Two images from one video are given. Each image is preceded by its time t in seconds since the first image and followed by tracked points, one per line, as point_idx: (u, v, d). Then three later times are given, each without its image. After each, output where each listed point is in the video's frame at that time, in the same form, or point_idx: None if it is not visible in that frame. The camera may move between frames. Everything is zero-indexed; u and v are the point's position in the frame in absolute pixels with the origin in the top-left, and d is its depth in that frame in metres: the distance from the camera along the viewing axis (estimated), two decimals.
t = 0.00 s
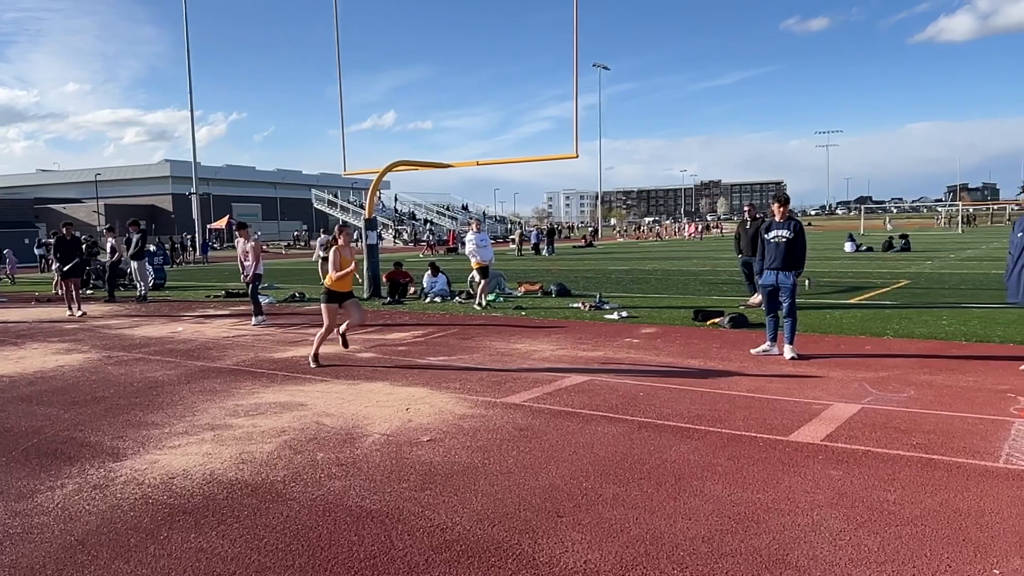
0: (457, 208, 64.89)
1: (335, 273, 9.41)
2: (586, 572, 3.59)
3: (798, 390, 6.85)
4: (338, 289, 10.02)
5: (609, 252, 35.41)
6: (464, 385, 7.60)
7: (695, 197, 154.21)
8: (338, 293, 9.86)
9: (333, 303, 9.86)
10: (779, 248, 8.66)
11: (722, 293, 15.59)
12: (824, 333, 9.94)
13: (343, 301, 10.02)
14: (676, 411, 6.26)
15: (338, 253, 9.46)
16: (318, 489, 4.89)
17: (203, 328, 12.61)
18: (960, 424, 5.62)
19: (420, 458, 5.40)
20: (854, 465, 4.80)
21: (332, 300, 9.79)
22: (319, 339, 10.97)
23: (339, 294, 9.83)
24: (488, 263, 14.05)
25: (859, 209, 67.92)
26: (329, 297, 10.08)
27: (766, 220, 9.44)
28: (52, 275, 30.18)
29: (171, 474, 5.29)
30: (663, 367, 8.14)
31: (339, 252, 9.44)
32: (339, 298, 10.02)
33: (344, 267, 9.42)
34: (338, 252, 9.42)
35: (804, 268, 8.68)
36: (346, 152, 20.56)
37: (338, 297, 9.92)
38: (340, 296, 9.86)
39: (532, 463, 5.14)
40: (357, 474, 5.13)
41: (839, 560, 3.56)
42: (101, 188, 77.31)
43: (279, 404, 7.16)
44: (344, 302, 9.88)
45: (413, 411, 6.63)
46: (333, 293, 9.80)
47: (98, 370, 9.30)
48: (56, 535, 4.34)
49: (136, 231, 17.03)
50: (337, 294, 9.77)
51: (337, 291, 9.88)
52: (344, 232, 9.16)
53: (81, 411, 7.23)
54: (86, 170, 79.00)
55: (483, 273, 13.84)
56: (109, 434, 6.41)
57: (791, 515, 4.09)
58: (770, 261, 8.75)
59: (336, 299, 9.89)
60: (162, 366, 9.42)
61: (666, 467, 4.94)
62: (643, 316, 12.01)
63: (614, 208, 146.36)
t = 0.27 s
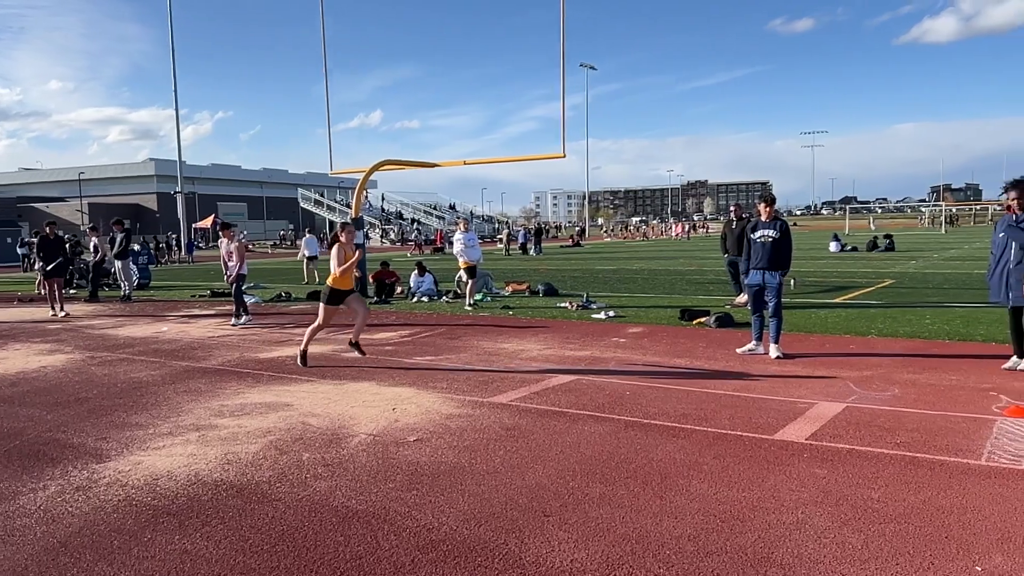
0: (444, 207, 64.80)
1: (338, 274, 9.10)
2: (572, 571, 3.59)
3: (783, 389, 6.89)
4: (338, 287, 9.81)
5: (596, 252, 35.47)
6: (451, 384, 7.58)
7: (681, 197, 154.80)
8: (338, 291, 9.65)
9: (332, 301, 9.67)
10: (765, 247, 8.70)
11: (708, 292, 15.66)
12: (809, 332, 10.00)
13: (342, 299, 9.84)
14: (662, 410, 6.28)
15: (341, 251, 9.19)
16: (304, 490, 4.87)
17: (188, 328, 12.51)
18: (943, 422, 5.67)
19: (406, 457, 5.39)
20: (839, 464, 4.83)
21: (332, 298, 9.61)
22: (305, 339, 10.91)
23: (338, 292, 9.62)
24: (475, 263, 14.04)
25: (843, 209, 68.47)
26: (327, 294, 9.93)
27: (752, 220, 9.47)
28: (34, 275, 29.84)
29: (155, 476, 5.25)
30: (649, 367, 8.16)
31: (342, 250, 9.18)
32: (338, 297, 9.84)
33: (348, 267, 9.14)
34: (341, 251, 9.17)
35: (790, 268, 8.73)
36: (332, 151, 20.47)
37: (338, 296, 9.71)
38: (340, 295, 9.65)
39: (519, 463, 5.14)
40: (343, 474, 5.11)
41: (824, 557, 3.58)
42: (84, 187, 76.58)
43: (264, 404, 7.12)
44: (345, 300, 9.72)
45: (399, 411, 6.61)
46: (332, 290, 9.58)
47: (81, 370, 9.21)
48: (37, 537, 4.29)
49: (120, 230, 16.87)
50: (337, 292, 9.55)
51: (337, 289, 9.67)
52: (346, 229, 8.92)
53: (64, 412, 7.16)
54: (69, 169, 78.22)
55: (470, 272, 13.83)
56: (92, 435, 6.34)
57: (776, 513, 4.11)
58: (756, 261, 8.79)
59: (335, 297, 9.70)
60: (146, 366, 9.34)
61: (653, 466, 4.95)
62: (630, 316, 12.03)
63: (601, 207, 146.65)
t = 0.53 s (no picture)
0: (432, 207, 64.66)
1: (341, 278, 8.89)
2: (557, 570, 3.59)
3: (768, 388, 6.93)
4: (339, 286, 9.64)
5: (583, 252, 35.51)
6: (437, 384, 7.57)
7: (668, 197, 155.31)
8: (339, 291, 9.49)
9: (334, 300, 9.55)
10: (751, 247, 8.74)
11: (694, 292, 15.72)
12: (794, 331, 10.06)
13: (343, 299, 9.72)
14: (648, 409, 6.30)
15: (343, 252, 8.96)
16: (289, 490, 4.84)
17: (172, 328, 12.42)
18: (925, 420, 5.72)
19: (393, 457, 5.37)
20: (823, 462, 4.86)
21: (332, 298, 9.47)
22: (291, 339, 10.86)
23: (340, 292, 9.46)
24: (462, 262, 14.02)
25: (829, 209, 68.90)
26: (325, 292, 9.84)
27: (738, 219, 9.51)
28: (16, 275, 29.49)
29: (139, 477, 5.21)
30: (635, 366, 8.19)
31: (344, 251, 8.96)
32: (338, 296, 9.72)
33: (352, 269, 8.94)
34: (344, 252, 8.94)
35: (776, 267, 8.77)
36: (318, 149, 20.37)
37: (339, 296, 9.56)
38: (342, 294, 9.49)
39: (505, 462, 5.15)
40: (329, 474, 5.09)
41: (808, 555, 3.60)
42: (68, 185, 75.83)
43: (249, 405, 7.07)
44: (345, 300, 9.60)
45: (386, 411, 6.59)
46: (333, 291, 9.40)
47: (63, 371, 9.12)
48: (18, 540, 4.24)
49: (104, 229, 16.72)
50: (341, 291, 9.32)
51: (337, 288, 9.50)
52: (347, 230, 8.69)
53: (46, 413, 7.08)
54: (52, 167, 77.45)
55: (458, 272, 13.81)
56: (75, 436, 6.28)
57: (761, 511, 4.13)
58: (743, 261, 8.82)
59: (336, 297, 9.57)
60: (129, 366, 9.26)
61: (639, 465, 4.97)
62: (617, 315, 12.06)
63: (588, 207, 146.89)
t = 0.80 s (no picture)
0: (419, 206, 64.53)
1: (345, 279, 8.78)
2: (543, 569, 3.60)
3: (754, 387, 6.97)
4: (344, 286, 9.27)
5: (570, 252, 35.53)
6: (424, 384, 7.55)
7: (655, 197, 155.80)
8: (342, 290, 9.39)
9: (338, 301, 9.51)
10: (737, 247, 8.78)
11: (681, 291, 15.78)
12: (779, 330, 10.12)
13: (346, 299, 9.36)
14: (635, 408, 6.32)
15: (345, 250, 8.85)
16: (275, 491, 4.82)
17: (156, 328, 12.32)
18: (908, 419, 5.77)
19: (379, 457, 5.36)
20: (807, 461, 4.89)
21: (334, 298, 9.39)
22: (277, 339, 10.80)
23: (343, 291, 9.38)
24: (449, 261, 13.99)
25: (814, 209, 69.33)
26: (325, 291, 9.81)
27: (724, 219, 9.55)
28: None
29: (122, 478, 5.16)
30: (621, 365, 8.21)
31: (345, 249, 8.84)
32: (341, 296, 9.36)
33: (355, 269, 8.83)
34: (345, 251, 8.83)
35: (762, 267, 8.81)
36: (304, 148, 20.27)
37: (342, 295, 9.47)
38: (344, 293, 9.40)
39: (492, 462, 5.14)
40: (314, 475, 5.07)
41: (793, 553, 3.62)
42: (50, 184, 75.08)
43: (234, 405, 7.03)
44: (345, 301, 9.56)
45: (372, 411, 6.57)
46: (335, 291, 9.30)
47: (46, 371, 9.03)
48: None
49: (87, 228, 16.56)
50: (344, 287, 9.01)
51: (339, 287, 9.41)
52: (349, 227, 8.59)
53: (27, 414, 7.01)
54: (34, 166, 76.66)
55: (445, 271, 13.79)
56: (57, 438, 6.22)
57: (746, 510, 4.15)
58: (728, 260, 8.86)
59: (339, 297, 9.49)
60: (113, 367, 9.18)
61: (625, 464, 4.98)
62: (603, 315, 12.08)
63: (575, 207, 147.09)
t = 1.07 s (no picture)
0: (406, 206, 64.39)
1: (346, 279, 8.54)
2: (529, 568, 3.60)
3: (739, 386, 7.00)
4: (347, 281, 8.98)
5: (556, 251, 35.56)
6: (411, 384, 7.53)
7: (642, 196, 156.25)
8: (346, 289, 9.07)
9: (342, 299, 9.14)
10: (724, 246, 8.82)
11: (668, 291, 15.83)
12: (765, 330, 10.17)
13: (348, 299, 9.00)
14: (621, 407, 6.33)
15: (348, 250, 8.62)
16: (260, 491, 4.79)
17: (141, 328, 12.22)
18: (892, 418, 5.82)
19: (365, 458, 5.34)
20: (792, 459, 4.92)
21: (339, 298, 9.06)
22: (262, 339, 10.74)
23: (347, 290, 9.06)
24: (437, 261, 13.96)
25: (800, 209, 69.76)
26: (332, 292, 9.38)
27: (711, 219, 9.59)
28: None
29: (106, 479, 5.12)
30: (608, 364, 8.22)
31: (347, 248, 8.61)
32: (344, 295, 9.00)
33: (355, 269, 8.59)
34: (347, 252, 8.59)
35: (748, 266, 8.86)
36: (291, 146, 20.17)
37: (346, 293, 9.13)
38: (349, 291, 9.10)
39: (478, 462, 5.14)
40: (300, 475, 5.04)
41: (777, 552, 3.64)
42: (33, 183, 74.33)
43: (219, 405, 6.99)
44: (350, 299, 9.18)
45: (358, 411, 6.55)
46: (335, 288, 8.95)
47: (28, 372, 8.93)
48: None
49: (70, 227, 16.40)
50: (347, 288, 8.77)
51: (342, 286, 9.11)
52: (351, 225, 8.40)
53: (9, 415, 6.93)
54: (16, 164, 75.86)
55: (432, 271, 13.76)
56: (39, 438, 6.15)
57: (731, 509, 4.17)
58: (715, 260, 8.90)
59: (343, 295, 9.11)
60: (96, 367, 9.10)
61: (611, 463, 4.99)
62: (590, 314, 12.09)
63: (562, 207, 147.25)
